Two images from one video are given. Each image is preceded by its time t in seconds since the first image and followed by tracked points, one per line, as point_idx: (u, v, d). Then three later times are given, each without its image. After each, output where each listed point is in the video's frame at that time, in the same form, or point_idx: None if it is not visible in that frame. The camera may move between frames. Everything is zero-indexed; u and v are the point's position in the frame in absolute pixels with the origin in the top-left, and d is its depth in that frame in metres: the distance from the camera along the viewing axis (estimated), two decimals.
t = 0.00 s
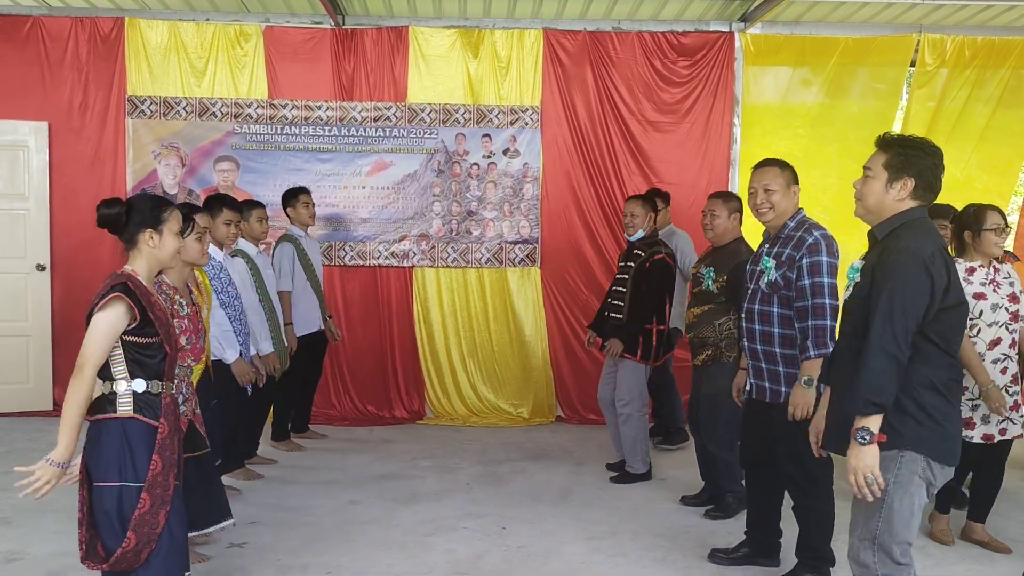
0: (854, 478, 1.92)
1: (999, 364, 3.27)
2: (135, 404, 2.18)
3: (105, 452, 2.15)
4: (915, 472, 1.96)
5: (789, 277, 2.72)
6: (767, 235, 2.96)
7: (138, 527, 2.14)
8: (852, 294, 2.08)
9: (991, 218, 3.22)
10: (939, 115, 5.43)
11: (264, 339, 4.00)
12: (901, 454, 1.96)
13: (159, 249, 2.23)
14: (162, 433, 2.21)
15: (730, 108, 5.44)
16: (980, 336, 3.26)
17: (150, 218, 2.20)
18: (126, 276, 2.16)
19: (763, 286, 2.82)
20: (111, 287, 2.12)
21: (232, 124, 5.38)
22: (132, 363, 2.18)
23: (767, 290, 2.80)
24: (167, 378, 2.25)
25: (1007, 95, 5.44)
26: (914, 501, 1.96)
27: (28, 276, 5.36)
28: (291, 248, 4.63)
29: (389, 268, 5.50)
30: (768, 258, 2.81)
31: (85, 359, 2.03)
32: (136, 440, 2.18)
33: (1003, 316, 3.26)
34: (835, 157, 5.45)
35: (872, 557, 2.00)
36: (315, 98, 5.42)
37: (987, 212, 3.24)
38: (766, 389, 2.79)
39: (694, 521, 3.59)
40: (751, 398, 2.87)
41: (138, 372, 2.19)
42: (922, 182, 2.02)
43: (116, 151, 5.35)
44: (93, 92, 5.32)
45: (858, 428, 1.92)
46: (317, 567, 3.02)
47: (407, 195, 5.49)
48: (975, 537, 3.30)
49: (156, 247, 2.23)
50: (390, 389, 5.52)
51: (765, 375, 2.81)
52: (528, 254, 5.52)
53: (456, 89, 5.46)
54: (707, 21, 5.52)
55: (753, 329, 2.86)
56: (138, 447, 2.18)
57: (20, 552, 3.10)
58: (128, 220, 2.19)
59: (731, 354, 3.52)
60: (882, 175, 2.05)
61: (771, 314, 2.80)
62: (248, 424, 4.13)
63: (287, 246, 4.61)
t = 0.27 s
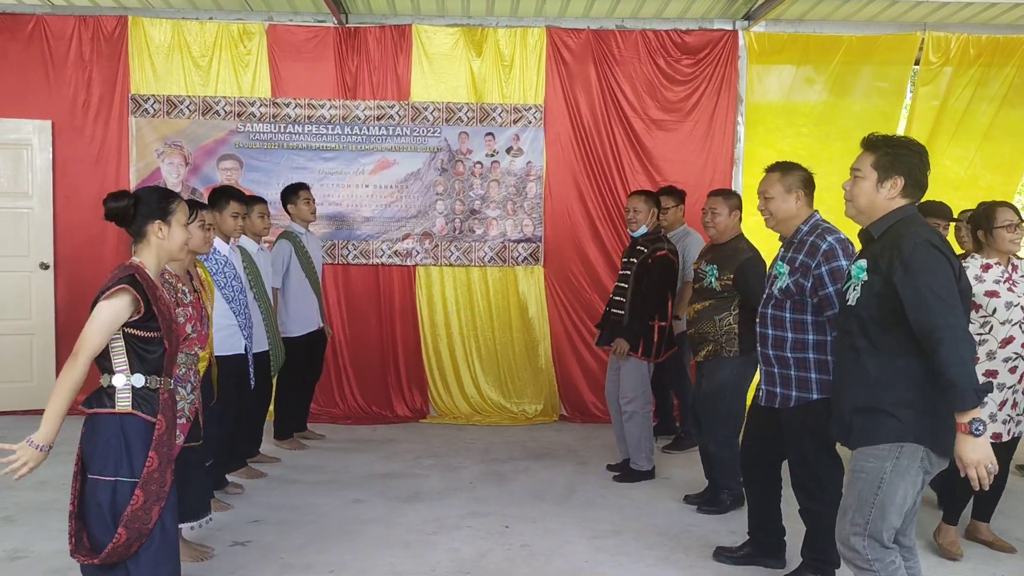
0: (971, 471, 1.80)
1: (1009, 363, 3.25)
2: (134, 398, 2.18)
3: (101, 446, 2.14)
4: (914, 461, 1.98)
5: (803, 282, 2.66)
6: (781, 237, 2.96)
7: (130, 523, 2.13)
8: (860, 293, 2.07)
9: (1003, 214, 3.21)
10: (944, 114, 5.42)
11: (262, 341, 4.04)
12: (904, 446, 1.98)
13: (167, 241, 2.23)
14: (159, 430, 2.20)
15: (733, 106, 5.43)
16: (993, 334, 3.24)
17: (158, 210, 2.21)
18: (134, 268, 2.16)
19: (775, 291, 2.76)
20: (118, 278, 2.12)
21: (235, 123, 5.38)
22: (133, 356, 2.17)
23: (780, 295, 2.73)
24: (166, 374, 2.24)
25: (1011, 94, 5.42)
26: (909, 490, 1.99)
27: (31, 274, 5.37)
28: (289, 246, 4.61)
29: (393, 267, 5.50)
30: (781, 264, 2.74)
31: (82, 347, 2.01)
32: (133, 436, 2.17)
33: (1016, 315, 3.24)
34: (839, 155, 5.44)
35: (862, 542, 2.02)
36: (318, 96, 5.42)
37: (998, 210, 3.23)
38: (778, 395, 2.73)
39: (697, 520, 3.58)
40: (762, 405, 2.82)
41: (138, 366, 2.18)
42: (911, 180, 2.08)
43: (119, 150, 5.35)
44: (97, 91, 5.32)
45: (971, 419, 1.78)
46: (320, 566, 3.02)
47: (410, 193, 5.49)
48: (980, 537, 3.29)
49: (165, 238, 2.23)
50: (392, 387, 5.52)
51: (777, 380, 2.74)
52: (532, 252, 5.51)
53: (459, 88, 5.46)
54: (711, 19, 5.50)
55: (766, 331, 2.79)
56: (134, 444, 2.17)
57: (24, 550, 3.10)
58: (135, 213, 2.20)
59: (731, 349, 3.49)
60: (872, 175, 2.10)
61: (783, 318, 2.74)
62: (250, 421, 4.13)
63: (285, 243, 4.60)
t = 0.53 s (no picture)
0: (953, 472, 1.82)
1: (1013, 363, 3.20)
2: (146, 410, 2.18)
3: (115, 460, 2.14)
4: (931, 457, 2.01)
5: (809, 279, 2.65)
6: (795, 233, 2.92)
7: (154, 533, 2.14)
8: (862, 290, 2.08)
9: (1003, 215, 3.17)
10: (949, 113, 5.40)
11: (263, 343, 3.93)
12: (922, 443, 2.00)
13: (169, 253, 2.22)
14: (172, 439, 2.20)
15: (738, 106, 5.42)
16: (996, 334, 3.17)
17: (160, 221, 2.20)
18: (137, 286, 2.12)
19: (783, 287, 2.74)
20: (123, 299, 2.09)
21: (240, 123, 5.39)
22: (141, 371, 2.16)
23: (787, 291, 2.72)
24: (173, 383, 2.24)
25: (1017, 93, 5.40)
26: (929, 489, 2.01)
27: (36, 274, 5.38)
28: (291, 247, 4.61)
29: (397, 267, 5.50)
30: (790, 259, 2.73)
31: (134, 378, 2.03)
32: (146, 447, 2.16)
33: (1019, 314, 3.18)
34: (843, 155, 5.43)
35: (893, 546, 2.03)
36: (322, 96, 5.42)
37: (999, 211, 3.19)
38: (785, 395, 2.71)
39: (702, 520, 3.58)
40: (769, 401, 2.80)
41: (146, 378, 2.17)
42: (916, 176, 2.07)
43: (124, 150, 5.36)
44: (102, 91, 5.33)
45: (954, 420, 1.81)
46: (325, 566, 3.02)
47: (415, 193, 5.49)
48: (985, 537, 3.29)
49: (166, 250, 2.22)
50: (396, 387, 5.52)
51: (784, 379, 2.72)
52: (536, 252, 5.51)
53: (463, 88, 5.46)
54: (715, 19, 5.46)
55: (774, 328, 2.77)
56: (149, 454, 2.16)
57: (29, 550, 3.11)
58: (138, 224, 2.19)
59: (737, 349, 3.55)
60: (878, 170, 2.08)
61: (791, 316, 2.71)
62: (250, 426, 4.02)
63: (288, 244, 4.59)
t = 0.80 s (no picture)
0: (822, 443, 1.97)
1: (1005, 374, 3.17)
2: (165, 392, 2.20)
3: (135, 444, 2.16)
4: (939, 461, 1.94)
5: (816, 279, 2.66)
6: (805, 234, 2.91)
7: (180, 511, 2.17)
8: (871, 292, 2.06)
9: (996, 221, 3.17)
10: (953, 113, 5.39)
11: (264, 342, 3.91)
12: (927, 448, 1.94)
13: (175, 238, 2.24)
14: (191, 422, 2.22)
15: (742, 106, 5.42)
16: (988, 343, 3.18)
17: (166, 207, 2.20)
18: (149, 276, 2.13)
19: (791, 286, 2.76)
20: (139, 288, 2.10)
21: (244, 124, 5.40)
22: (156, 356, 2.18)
23: (795, 292, 2.74)
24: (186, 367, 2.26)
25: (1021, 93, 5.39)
26: (933, 495, 1.95)
27: (41, 275, 5.39)
28: (298, 248, 4.63)
29: (401, 267, 5.50)
30: (797, 258, 2.75)
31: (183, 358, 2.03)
32: (167, 432, 2.19)
33: (1009, 323, 3.18)
34: (847, 155, 5.42)
35: (896, 551, 1.96)
36: (326, 97, 5.43)
37: (993, 215, 3.19)
38: (788, 392, 2.73)
39: (707, 520, 3.58)
40: (773, 399, 2.79)
41: (160, 364, 2.18)
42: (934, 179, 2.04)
43: (128, 151, 5.37)
44: (106, 92, 5.34)
45: (847, 404, 1.93)
46: (329, 566, 3.02)
47: (418, 194, 5.49)
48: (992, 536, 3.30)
49: (173, 236, 2.23)
50: (400, 388, 5.52)
51: (788, 377, 2.74)
52: (539, 253, 5.52)
53: (467, 89, 5.46)
54: (719, 19, 5.45)
55: (780, 327, 2.78)
56: (170, 438, 2.19)
57: (35, 550, 3.12)
58: (144, 210, 2.19)
59: (752, 349, 3.51)
60: (896, 175, 2.03)
61: (797, 315, 2.73)
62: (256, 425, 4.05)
63: (294, 246, 4.62)
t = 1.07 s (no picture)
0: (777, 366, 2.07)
1: (1012, 365, 3.21)
2: (157, 401, 2.13)
3: (136, 447, 2.11)
4: (949, 466, 1.92)
5: (820, 277, 2.65)
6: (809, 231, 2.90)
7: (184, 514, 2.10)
8: (880, 284, 2.06)
9: (1000, 211, 3.15)
10: (956, 112, 5.38)
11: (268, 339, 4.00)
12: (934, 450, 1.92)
13: (172, 252, 2.19)
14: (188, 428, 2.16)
15: (744, 105, 5.41)
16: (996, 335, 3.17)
17: (165, 220, 2.16)
18: (143, 294, 2.08)
19: (793, 284, 2.75)
20: (130, 307, 2.04)
21: (245, 123, 5.39)
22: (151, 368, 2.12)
23: (797, 289, 2.73)
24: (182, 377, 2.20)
25: None
26: (952, 503, 1.91)
27: (42, 275, 5.39)
28: (305, 245, 4.64)
29: (403, 267, 5.50)
30: (801, 257, 2.73)
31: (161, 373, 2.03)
32: (163, 437, 2.12)
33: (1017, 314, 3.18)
34: (850, 154, 5.41)
35: (920, 563, 1.92)
36: (328, 97, 5.42)
37: (996, 205, 3.17)
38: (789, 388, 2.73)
39: (709, 520, 3.57)
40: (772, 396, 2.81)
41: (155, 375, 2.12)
42: (955, 172, 1.98)
43: (130, 151, 5.36)
44: (108, 92, 5.34)
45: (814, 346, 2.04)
46: (331, 566, 3.01)
47: (420, 193, 5.48)
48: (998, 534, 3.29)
49: (170, 250, 2.19)
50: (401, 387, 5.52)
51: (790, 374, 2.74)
52: (541, 252, 5.51)
53: (468, 88, 5.45)
54: (721, 17, 5.44)
55: (782, 326, 2.77)
56: (167, 442, 2.13)
57: (36, 549, 3.11)
58: (142, 222, 2.15)
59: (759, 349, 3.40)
60: (919, 167, 1.97)
61: (800, 313, 2.71)
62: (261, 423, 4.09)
63: (301, 243, 4.63)
